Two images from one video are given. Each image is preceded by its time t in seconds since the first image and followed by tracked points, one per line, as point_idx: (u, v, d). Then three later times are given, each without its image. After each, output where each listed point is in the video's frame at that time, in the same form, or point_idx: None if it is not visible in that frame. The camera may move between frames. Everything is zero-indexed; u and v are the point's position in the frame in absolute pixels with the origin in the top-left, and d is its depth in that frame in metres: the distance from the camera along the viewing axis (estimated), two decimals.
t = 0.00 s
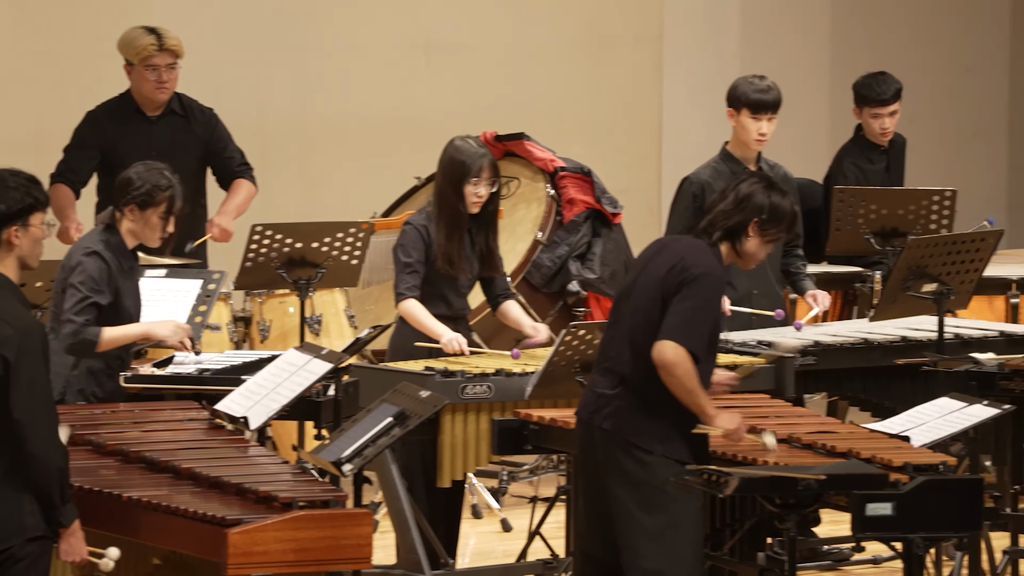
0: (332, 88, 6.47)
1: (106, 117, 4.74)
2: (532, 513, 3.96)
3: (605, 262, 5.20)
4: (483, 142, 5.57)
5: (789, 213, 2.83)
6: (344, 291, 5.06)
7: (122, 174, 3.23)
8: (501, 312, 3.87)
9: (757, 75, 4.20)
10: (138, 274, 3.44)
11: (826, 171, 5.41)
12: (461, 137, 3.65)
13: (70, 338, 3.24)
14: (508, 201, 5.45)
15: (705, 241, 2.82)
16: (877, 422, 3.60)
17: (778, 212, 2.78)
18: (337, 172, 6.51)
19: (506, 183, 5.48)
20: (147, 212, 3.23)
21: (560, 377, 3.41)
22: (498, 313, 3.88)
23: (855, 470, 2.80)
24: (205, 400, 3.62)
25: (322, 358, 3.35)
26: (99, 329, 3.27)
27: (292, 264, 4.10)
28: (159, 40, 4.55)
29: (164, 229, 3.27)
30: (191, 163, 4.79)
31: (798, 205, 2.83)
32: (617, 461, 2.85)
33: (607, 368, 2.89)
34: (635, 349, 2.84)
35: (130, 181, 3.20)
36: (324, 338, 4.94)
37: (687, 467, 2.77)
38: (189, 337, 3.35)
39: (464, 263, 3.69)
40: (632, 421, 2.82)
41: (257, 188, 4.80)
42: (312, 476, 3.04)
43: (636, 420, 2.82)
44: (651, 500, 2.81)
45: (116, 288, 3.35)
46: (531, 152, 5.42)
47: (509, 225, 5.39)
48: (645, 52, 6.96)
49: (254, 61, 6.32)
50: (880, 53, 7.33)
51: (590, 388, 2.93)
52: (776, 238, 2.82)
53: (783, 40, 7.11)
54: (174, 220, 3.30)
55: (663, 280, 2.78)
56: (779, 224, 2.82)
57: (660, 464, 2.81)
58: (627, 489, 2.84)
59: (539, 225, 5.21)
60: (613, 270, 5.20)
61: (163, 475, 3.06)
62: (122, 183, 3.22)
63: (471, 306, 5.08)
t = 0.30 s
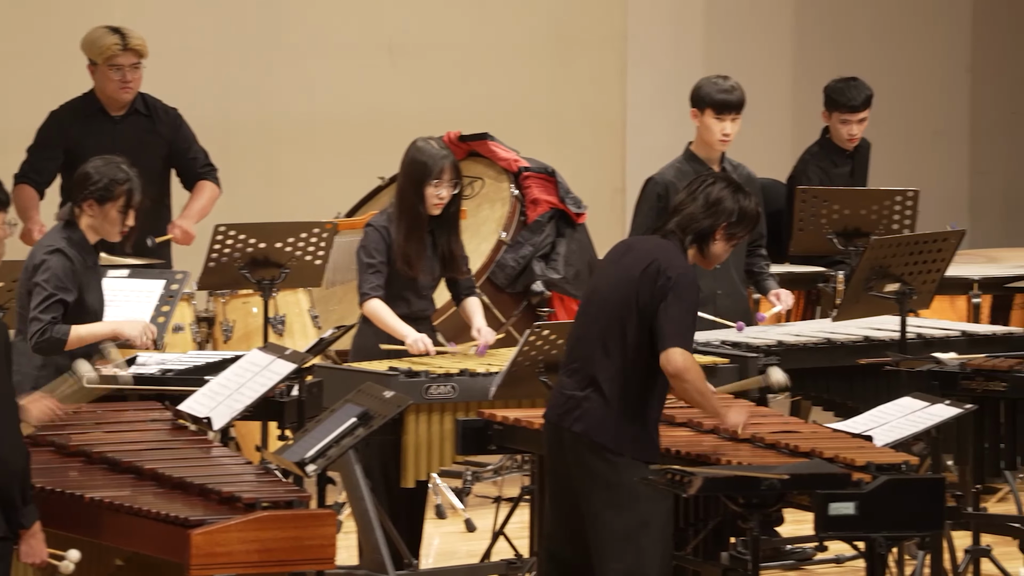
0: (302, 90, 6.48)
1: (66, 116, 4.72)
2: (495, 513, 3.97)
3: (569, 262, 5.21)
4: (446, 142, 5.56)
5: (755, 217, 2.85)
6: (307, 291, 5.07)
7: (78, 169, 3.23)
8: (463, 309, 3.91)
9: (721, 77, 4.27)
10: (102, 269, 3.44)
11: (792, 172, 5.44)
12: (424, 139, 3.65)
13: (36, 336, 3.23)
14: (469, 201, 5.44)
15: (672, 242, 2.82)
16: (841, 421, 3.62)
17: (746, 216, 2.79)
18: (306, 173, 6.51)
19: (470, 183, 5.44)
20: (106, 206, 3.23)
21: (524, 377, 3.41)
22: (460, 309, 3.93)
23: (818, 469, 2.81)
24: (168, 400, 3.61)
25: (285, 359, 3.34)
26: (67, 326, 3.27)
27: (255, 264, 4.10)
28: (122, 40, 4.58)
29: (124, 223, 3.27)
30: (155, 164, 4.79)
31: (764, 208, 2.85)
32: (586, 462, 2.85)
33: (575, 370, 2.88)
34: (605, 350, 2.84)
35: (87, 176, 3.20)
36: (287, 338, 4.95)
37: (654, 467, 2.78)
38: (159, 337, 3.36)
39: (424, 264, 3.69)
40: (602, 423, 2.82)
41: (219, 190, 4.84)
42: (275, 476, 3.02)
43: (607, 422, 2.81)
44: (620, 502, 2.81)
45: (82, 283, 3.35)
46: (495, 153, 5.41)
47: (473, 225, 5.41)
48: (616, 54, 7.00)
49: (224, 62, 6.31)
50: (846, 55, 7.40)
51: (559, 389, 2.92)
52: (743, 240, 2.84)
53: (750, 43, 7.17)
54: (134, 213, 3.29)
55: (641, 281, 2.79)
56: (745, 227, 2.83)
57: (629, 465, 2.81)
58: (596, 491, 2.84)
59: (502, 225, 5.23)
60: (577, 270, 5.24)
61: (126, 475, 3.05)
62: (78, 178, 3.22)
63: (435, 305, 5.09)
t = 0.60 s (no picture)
0: (268, 91, 6.49)
1: (27, 115, 4.76)
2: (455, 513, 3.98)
3: (529, 261, 5.23)
4: (406, 142, 5.59)
5: (716, 222, 2.81)
6: (267, 291, 5.10)
7: (30, 169, 3.21)
8: (425, 307, 3.94)
9: (679, 78, 4.30)
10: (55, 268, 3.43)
11: (754, 172, 5.47)
12: (385, 141, 3.64)
13: (8, 338, 3.21)
14: (431, 201, 5.49)
15: (628, 242, 2.81)
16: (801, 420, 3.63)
17: (699, 217, 2.75)
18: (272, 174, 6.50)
19: (430, 183, 5.50)
20: (60, 205, 3.22)
21: (485, 377, 3.41)
22: (421, 306, 3.98)
23: (778, 468, 2.81)
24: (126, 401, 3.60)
25: (245, 359, 3.33)
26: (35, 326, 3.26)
27: (214, 263, 4.10)
28: (81, 39, 4.62)
29: (79, 221, 3.26)
30: (113, 164, 4.84)
31: (725, 213, 2.80)
32: (543, 462, 2.82)
33: (533, 372, 2.85)
34: (562, 352, 2.81)
35: (40, 175, 3.18)
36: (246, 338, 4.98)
37: (612, 466, 2.76)
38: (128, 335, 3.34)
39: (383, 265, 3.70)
40: (560, 424, 2.79)
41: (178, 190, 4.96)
42: (235, 476, 3.00)
43: (564, 424, 2.78)
44: (578, 501, 2.79)
45: (38, 282, 3.34)
46: (455, 152, 5.45)
47: (433, 225, 5.44)
48: (584, 56, 7.02)
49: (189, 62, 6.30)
50: (810, 56, 7.46)
51: (516, 391, 2.89)
52: (700, 244, 2.79)
53: (716, 45, 7.20)
54: (88, 211, 3.28)
55: (597, 282, 2.76)
56: (703, 230, 2.79)
57: (587, 465, 2.79)
58: (554, 491, 2.81)
59: (463, 225, 5.25)
60: (537, 270, 5.25)
61: (84, 475, 3.02)
62: (31, 177, 3.20)
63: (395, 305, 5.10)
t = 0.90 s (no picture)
0: (239, 92, 6.49)
1: None
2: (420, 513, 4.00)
3: (492, 261, 5.24)
4: (370, 142, 5.58)
5: (671, 201, 2.84)
6: (231, 291, 5.14)
7: None
8: (394, 302, 3.94)
9: (647, 78, 4.36)
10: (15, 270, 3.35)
11: (720, 171, 5.50)
12: (344, 138, 3.69)
13: None
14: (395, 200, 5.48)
15: (590, 233, 2.81)
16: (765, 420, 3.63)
17: (660, 200, 2.78)
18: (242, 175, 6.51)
19: (394, 183, 5.50)
20: (18, 203, 3.21)
21: (450, 377, 3.41)
22: (391, 302, 3.96)
23: (742, 467, 2.81)
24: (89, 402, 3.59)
25: (209, 359, 3.32)
26: None
27: (178, 263, 4.12)
28: (42, 36, 4.66)
29: (37, 220, 3.27)
30: (73, 162, 4.89)
31: (679, 192, 2.83)
32: (510, 454, 2.82)
33: (500, 366, 2.86)
34: (527, 345, 2.82)
35: None
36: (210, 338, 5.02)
37: (579, 467, 2.75)
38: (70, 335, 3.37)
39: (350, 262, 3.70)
40: (526, 417, 2.80)
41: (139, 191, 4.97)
42: (198, 476, 2.98)
43: (529, 416, 2.80)
44: (540, 494, 2.79)
45: None
46: (420, 152, 5.46)
47: (397, 224, 5.44)
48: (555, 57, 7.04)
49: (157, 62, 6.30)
50: (776, 56, 7.50)
51: (485, 385, 2.90)
52: (661, 226, 2.83)
53: (683, 47, 7.26)
54: (46, 210, 3.30)
55: (555, 273, 2.77)
56: (661, 212, 2.82)
57: (554, 458, 2.79)
58: (520, 484, 2.81)
59: (427, 225, 5.26)
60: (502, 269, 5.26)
61: (47, 476, 3.01)
62: None
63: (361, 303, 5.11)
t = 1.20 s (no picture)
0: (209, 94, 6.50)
1: None
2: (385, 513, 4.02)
3: (459, 261, 5.26)
4: (336, 141, 5.61)
5: (644, 221, 2.84)
6: (195, 290, 5.19)
7: None
8: (360, 301, 3.99)
9: (611, 78, 4.35)
10: None
11: (686, 171, 5.52)
12: (308, 137, 3.72)
13: None
14: (361, 200, 5.47)
15: (563, 243, 2.79)
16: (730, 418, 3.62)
17: (636, 219, 2.78)
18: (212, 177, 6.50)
19: (360, 183, 5.49)
20: None
21: (416, 376, 3.39)
22: (358, 300, 4.01)
23: (709, 466, 2.78)
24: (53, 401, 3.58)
25: (174, 359, 3.30)
26: None
27: (143, 264, 4.12)
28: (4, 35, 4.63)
29: None
30: (35, 163, 4.90)
31: (654, 213, 2.84)
32: (479, 462, 2.80)
33: (468, 372, 2.84)
34: (496, 352, 2.79)
35: None
36: (175, 338, 5.05)
37: (542, 466, 2.74)
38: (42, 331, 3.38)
39: (312, 262, 3.72)
40: (494, 425, 2.77)
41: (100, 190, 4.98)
42: (164, 476, 2.96)
43: (499, 424, 2.77)
44: (512, 502, 2.77)
45: None
46: (385, 151, 5.45)
47: (363, 224, 5.42)
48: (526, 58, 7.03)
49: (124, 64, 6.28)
50: (744, 57, 7.55)
51: (452, 393, 2.87)
52: (633, 244, 2.82)
53: (651, 48, 7.30)
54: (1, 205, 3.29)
55: (531, 281, 2.75)
56: (635, 231, 2.82)
57: (524, 465, 2.77)
58: (490, 492, 2.79)
59: (392, 224, 5.26)
60: (468, 269, 5.27)
61: (10, 476, 2.99)
62: None
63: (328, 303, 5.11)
